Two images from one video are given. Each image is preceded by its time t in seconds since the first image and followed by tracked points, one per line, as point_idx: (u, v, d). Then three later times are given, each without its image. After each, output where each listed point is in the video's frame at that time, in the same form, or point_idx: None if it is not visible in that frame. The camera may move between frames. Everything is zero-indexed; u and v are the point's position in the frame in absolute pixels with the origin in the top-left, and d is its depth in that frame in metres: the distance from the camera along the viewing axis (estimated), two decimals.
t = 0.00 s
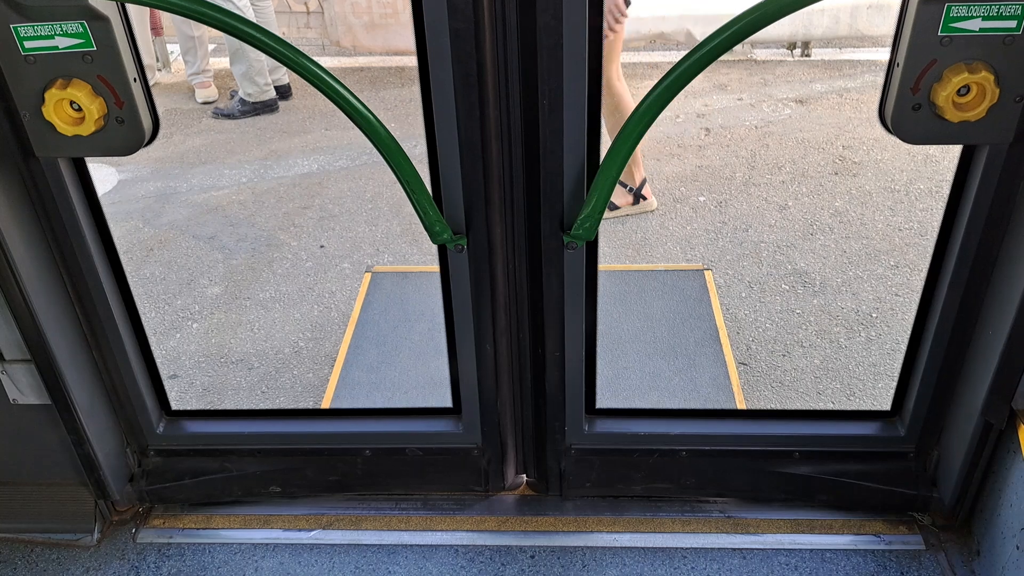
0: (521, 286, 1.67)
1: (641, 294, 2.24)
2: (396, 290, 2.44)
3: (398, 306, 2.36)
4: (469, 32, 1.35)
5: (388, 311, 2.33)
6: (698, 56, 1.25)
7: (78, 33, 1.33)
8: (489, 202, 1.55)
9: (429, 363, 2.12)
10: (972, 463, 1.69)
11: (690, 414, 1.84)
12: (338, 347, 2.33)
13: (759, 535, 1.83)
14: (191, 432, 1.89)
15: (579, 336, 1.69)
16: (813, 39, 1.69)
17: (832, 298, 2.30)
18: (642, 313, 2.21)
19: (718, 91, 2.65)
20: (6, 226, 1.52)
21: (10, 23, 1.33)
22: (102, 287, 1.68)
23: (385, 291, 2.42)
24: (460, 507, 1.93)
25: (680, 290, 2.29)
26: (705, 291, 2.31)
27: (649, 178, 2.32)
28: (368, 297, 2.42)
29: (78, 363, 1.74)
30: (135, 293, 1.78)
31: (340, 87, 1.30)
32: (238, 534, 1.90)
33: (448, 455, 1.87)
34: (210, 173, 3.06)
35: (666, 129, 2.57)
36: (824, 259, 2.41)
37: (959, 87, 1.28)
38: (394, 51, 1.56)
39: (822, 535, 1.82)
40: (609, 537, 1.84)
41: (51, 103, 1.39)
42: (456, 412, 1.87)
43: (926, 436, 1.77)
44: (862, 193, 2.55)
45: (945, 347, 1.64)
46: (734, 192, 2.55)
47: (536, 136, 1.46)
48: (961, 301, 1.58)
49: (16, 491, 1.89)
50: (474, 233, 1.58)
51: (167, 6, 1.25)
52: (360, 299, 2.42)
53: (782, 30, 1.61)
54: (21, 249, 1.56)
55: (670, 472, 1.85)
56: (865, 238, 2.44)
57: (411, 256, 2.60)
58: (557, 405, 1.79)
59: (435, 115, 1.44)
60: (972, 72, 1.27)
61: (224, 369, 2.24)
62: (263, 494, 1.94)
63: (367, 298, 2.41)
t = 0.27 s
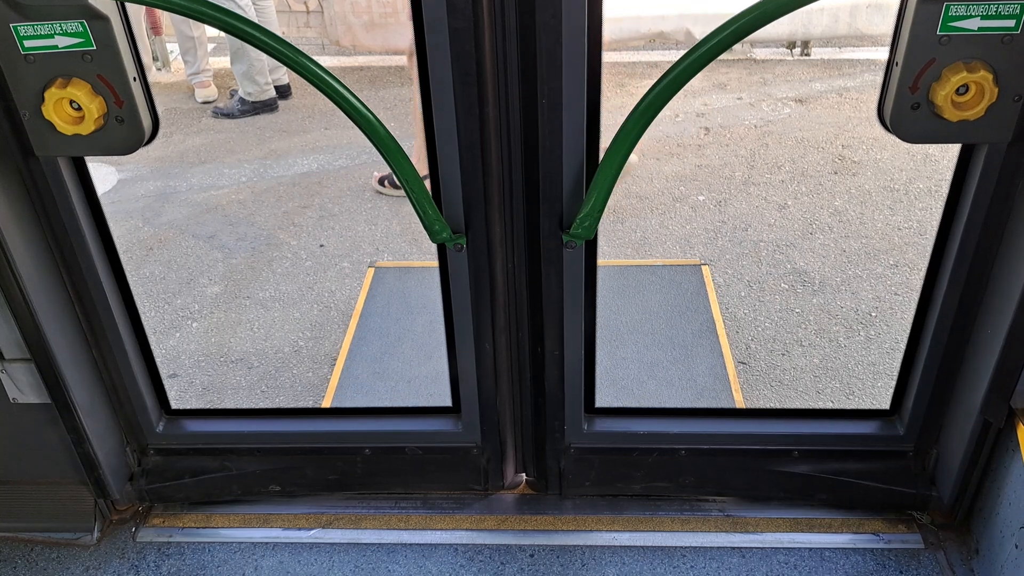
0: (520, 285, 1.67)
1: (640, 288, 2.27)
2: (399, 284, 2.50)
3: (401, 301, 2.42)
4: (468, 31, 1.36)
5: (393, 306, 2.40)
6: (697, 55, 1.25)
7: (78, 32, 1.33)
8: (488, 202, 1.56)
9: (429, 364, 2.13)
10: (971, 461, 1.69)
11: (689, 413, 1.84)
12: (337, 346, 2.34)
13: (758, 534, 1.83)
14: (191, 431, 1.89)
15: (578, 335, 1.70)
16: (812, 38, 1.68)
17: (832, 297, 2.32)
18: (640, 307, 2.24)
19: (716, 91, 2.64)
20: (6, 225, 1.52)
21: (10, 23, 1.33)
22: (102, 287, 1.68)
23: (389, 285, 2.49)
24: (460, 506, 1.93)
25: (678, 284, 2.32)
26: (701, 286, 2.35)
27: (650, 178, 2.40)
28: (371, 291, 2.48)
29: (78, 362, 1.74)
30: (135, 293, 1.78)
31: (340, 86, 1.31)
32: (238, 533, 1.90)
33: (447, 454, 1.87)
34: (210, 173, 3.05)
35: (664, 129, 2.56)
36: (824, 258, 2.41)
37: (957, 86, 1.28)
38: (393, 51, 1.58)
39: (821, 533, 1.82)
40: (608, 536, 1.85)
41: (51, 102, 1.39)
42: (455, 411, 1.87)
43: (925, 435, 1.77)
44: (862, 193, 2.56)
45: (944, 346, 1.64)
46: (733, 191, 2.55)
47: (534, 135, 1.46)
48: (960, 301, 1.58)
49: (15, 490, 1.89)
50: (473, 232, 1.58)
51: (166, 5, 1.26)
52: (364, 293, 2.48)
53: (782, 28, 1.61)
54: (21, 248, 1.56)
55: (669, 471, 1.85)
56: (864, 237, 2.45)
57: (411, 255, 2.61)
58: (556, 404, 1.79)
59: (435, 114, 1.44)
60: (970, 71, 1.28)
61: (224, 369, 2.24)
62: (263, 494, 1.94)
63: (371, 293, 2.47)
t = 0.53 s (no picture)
0: (519, 284, 1.67)
1: (637, 287, 2.29)
2: (401, 283, 2.53)
3: (405, 299, 2.45)
4: (467, 30, 1.35)
5: (396, 303, 2.44)
6: (696, 54, 1.25)
7: (77, 31, 1.33)
8: (487, 201, 1.56)
9: (427, 365, 2.16)
10: (969, 460, 1.69)
11: (689, 412, 1.84)
12: (337, 345, 2.36)
13: (757, 533, 1.83)
14: (190, 430, 1.89)
15: (578, 334, 1.70)
16: (812, 36, 1.69)
17: (832, 295, 2.32)
18: (638, 306, 2.26)
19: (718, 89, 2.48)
20: (5, 223, 1.52)
21: (9, 21, 1.33)
22: (102, 286, 1.68)
23: (391, 282, 2.52)
24: (459, 505, 1.93)
25: (675, 283, 2.34)
26: (699, 285, 2.37)
27: (649, 176, 2.38)
28: (373, 289, 2.51)
29: (77, 361, 1.74)
30: (134, 292, 1.78)
31: (339, 85, 1.31)
32: (237, 532, 1.90)
33: (447, 453, 1.87)
34: (207, 172, 3.06)
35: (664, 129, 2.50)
36: (822, 257, 2.41)
37: (956, 85, 1.28)
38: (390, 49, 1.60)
39: (821, 532, 1.83)
40: (608, 535, 1.85)
41: (50, 101, 1.39)
42: (454, 410, 1.87)
43: (924, 433, 1.77)
44: (861, 194, 2.52)
45: (943, 344, 1.64)
46: (732, 191, 2.57)
47: (533, 134, 1.46)
48: (959, 299, 1.58)
49: (14, 489, 1.89)
50: (473, 231, 1.58)
51: (165, 4, 1.26)
52: (367, 291, 2.51)
53: (781, 27, 1.62)
54: (20, 247, 1.56)
55: (669, 470, 1.85)
56: (863, 236, 2.46)
57: (410, 255, 2.62)
58: (556, 403, 1.79)
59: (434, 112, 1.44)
60: (969, 70, 1.28)
61: (223, 368, 2.27)
62: (262, 493, 1.94)
63: (374, 291, 2.50)
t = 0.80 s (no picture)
0: (519, 283, 1.67)
1: (633, 296, 2.26)
2: (406, 290, 2.50)
3: (409, 306, 2.42)
4: (467, 29, 1.36)
5: (401, 311, 2.40)
6: (696, 53, 1.25)
7: (77, 30, 1.33)
8: (487, 200, 1.56)
9: (427, 365, 2.16)
10: (969, 460, 1.69)
11: (688, 411, 1.84)
12: (338, 345, 2.37)
13: (757, 532, 1.83)
14: (190, 430, 1.90)
15: (578, 333, 1.70)
16: (812, 35, 1.70)
17: (832, 295, 2.32)
18: (638, 311, 2.24)
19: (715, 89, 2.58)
20: (5, 223, 1.52)
21: (10, 21, 1.33)
22: (102, 286, 1.68)
23: (396, 290, 2.49)
24: (459, 504, 1.93)
25: (673, 291, 2.30)
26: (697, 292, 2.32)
27: (649, 176, 2.43)
28: (378, 295, 2.48)
29: (77, 361, 1.74)
30: (134, 292, 1.78)
31: (339, 84, 1.31)
32: (237, 531, 1.90)
33: (447, 452, 1.87)
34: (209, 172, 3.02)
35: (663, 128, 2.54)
36: (821, 257, 2.42)
37: (956, 84, 1.28)
38: (391, 49, 1.60)
39: (821, 531, 1.83)
40: (608, 534, 1.85)
41: (50, 100, 1.39)
42: (455, 409, 1.87)
43: (924, 432, 1.77)
44: (861, 193, 2.52)
45: (943, 343, 1.64)
46: (732, 190, 2.56)
47: (534, 134, 1.46)
48: (959, 298, 1.58)
49: (14, 489, 1.89)
50: (473, 230, 1.58)
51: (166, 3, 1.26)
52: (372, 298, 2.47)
53: (781, 27, 1.63)
54: (20, 247, 1.56)
55: (669, 469, 1.85)
56: (863, 235, 2.45)
57: (410, 256, 2.63)
58: (556, 402, 1.79)
59: (434, 111, 1.44)
60: (969, 69, 1.28)
61: (223, 368, 2.28)
62: (263, 492, 1.94)
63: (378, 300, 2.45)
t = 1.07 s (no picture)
0: (520, 282, 1.67)
1: (634, 306, 2.32)
2: (409, 300, 2.49)
3: (415, 317, 2.40)
4: (468, 28, 1.36)
5: (406, 320, 2.38)
6: (697, 52, 1.25)
7: (77, 29, 1.33)
8: (487, 199, 1.56)
9: (427, 364, 2.17)
10: (969, 459, 1.69)
11: (688, 411, 1.84)
12: (339, 346, 2.38)
13: (758, 531, 1.83)
14: (191, 429, 1.90)
15: (578, 332, 1.70)
16: (811, 35, 1.69)
17: (833, 294, 2.40)
18: (637, 319, 2.31)
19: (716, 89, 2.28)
20: (6, 222, 1.52)
21: (10, 20, 1.33)
22: (103, 285, 1.68)
23: (401, 299, 2.48)
24: (459, 504, 1.93)
25: (670, 302, 2.38)
26: (693, 304, 2.41)
27: (648, 176, 2.28)
28: (383, 303, 2.47)
29: (77, 360, 1.74)
30: (135, 291, 1.78)
31: (339, 84, 1.31)
32: (238, 531, 1.90)
33: (448, 452, 1.87)
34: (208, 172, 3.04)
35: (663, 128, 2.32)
36: (822, 256, 2.46)
37: (957, 82, 1.29)
38: (392, 49, 1.60)
39: (821, 530, 1.83)
40: (608, 534, 1.85)
41: (50, 99, 1.39)
42: (455, 409, 1.87)
43: (924, 431, 1.77)
44: (861, 191, 2.47)
45: (943, 342, 1.64)
46: (732, 190, 2.56)
47: (534, 132, 1.46)
48: (959, 297, 1.58)
49: (15, 489, 1.89)
50: (474, 229, 1.58)
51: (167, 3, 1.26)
52: (376, 308, 2.46)
53: (781, 27, 1.63)
54: (21, 246, 1.56)
55: (669, 468, 1.85)
56: (862, 236, 2.50)
57: (411, 256, 2.64)
58: (556, 402, 1.80)
59: (435, 110, 1.44)
60: (969, 68, 1.28)
61: (224, 367, 2.29)
62: (263, 492, 1.94)
63: (381, 313, 2.43)
